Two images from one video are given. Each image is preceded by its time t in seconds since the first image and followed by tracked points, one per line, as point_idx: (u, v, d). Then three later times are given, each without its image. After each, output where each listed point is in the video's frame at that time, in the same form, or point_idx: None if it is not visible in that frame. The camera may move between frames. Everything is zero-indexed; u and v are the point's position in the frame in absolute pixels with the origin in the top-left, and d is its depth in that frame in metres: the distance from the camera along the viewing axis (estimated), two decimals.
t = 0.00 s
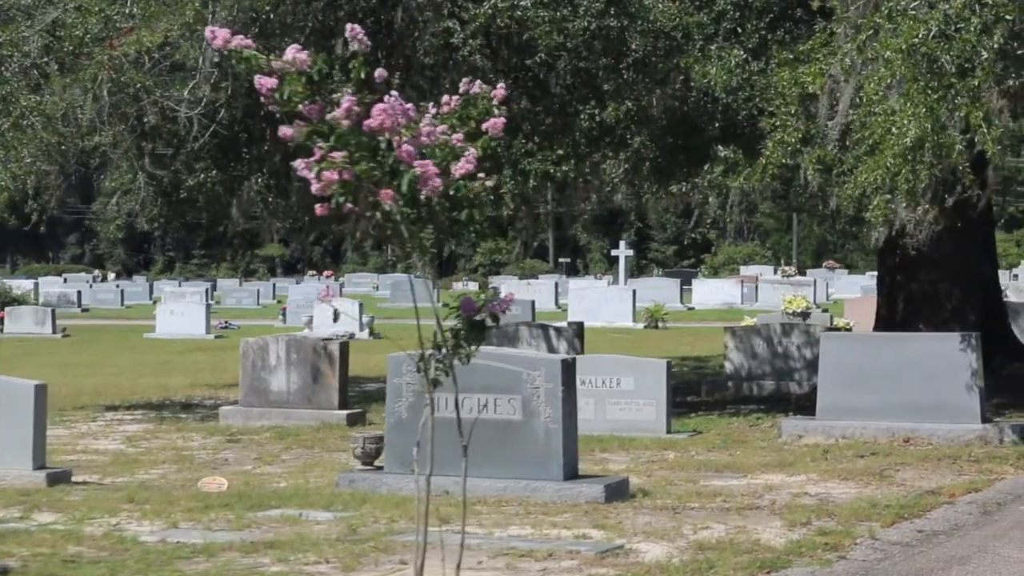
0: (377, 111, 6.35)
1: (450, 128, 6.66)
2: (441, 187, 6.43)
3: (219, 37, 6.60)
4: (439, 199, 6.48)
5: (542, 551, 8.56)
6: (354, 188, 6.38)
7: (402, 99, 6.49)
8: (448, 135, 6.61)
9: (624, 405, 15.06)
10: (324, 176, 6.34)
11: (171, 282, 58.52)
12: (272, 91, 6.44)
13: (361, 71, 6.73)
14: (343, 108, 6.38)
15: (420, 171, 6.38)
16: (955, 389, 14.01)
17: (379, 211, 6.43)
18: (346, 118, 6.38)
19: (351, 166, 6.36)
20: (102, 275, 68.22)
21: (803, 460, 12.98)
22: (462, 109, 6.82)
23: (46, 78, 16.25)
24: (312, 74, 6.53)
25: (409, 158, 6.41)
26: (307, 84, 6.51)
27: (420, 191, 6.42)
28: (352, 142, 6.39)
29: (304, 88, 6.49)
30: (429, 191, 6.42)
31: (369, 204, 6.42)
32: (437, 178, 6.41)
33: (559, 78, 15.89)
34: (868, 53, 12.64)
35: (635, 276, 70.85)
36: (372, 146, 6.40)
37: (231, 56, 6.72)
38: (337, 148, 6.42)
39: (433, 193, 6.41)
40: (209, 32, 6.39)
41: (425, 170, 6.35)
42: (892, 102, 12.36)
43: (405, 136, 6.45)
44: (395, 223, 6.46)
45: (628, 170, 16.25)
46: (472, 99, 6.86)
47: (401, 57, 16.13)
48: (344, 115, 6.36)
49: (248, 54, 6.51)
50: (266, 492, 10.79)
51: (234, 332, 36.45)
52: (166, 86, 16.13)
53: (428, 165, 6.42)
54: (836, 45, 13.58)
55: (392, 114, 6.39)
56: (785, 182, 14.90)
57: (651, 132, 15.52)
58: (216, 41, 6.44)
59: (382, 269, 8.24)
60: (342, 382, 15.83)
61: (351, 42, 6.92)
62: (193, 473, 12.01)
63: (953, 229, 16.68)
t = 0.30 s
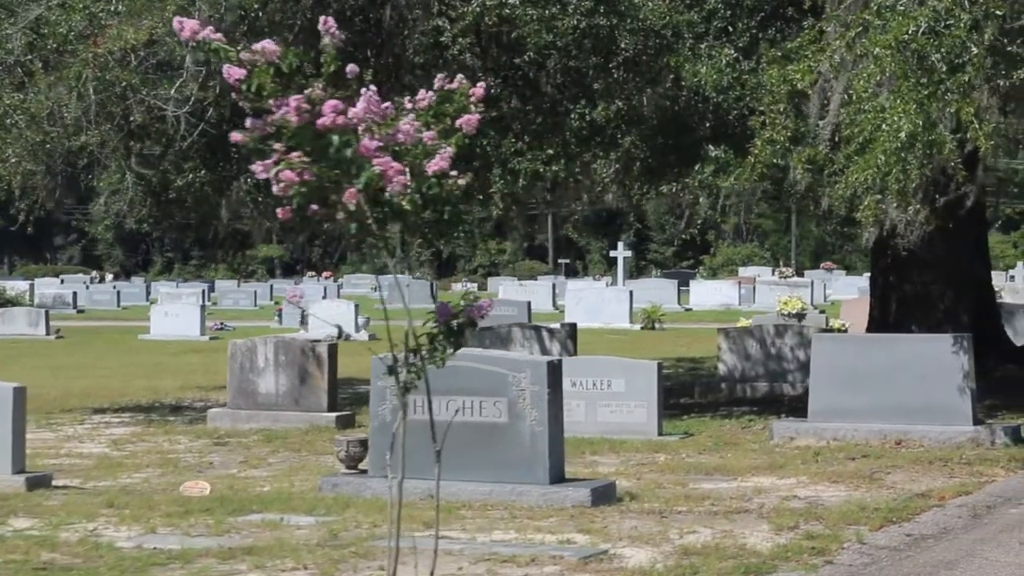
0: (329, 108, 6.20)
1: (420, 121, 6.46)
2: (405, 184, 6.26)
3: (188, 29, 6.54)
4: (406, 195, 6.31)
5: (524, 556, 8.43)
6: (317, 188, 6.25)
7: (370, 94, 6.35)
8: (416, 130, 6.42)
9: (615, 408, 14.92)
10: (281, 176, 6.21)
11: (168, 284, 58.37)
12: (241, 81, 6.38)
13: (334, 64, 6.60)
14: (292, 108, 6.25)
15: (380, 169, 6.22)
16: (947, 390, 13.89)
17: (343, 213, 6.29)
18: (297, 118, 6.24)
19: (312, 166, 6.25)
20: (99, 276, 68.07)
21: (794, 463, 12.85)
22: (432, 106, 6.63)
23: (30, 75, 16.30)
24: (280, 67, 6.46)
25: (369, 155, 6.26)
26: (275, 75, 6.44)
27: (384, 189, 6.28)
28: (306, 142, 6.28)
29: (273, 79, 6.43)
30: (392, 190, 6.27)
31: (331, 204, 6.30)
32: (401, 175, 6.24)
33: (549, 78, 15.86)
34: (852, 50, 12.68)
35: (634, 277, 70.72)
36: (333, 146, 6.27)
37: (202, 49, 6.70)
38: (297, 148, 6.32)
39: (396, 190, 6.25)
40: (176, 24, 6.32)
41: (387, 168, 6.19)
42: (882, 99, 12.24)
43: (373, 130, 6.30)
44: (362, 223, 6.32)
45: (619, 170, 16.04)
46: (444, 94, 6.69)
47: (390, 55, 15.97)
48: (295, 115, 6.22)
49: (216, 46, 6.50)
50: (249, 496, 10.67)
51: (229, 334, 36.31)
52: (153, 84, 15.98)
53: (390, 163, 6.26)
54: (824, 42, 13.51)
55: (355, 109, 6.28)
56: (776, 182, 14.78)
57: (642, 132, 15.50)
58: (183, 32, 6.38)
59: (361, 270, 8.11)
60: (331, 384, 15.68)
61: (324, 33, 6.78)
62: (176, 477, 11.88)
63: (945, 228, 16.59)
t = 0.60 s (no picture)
0: (294, 108, 6.21)
1: (396, 117, 6.43)
2: (378, 181, 6.26)
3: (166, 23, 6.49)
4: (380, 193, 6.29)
5: (511, 560, 8.33)
6: (288, 189, 6.21)
7: (344, 92, 6.36)
8: (390, 126, 6.36)
9: (608, 409, 14.81)
10: (253, 178, 6.18)
11: (166, 284, 58.23)
12: (219, 78, 6.35)
13: (313, 62, 6.60)
14: (258, 108, 6.26)
15: (351, 168, 6.21)
16: (942, 392, 13.78)
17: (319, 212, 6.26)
18: (262, 118, 6.25)
19: (284, 166, 6.24)
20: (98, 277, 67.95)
21: (787, 465, 12.75)
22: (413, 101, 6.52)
23: (21, 75, 16.25)
24: (258, 63, 6.40)
25: (339, 154, 6.26)
26: (252, 70, 6.39)
27: (357, 188, 6.26)
28: (276, 142, 6.26)
29: (249, 76, 6.37)
30: (366, 188, 6.26)
31: (306, 205, 6.26)
32: (373, 173, 6.24)
33: (542, 77, 15.71)
34: (849, 49, 12.50)
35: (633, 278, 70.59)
36: (312, 146, 6.27)
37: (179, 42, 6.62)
38: (270, 149, 6.29)
39: (369, 190, 6.25)
40: (153, 19, 6.25)
41: (358, 168, 6.19)
42: (876, 97, 12.14)
43: (348, 127, 6.31)
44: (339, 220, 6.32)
45: (613, 171, 16.03)
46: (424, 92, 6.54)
47: (382, 53, 15.95)
48: (260, 115, 6.24)
49: (193, 40, 6.40)
50: (235, 499, 10.57)
51: (225, 334, 36.20)
52: (145, 84, 15.84)
53: (362, 162, 6.25)
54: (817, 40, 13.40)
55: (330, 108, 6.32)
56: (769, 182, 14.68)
57: (635, 132, 15.43)
58: (160, 29, 6.28)
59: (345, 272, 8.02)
60: (322, 385, 15.57)
61: (306, 30, 6.64)
62: (164, 479, 11.79)
63: (941, 229, 16.51)
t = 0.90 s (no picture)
0: (258, 106, 6.06)
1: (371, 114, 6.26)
2: (349, 178, 6.05)
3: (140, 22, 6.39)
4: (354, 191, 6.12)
5: (497, 564, 8.24)
6: (259, 191, 6.05)
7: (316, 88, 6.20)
8: (365, 123, 6.20)
9: (602, 410, 14.73)
10: (222, 180, 6.01)
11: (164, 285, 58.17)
12: (192, 76, 6.21)
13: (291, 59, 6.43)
14: (223, 108, 6.13)
15: (320, 166, 6.02)
16: (937, 394, 13.70)
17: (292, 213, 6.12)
18: (227, 117, 6.11)
19: (254, 166, 6.07)
20: (96, 277, 67.92)
21: (780, 467, 12.67)
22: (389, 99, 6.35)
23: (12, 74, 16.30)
24: (233, 58, 6.26)
25: (309, 152, 6.07)
26: (227, 65, 6.25)
27: (328, 186, 6.07)
28: (248, 142, 6.12)
29: (225, 73, 6.23)
30: (337, 186, 6.05)
31: (277, 205, 6.09)
32: (344, 170, 6.04)
33: (535, 76, 15.63)
34: (842, 46, 12.40)
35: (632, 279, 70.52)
36: (281, 145, 6.12)
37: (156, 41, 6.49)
38: (240, 150, 6.14)
39: (340, 187, 6.04)
40: (127, 15, 6.17)
41: (329, 165, 6.00)
42: (868, 95, 12.10)
43: (321, 124, 6.16)
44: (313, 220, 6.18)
45: (606, 171, 16.07)
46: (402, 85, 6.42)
47: (375, 52, 15.72)
48: (225, 115, 6.10)
49: (167, 38, 6.28)
50: (223, 502, 10.49)
51: (222, 335, 36.12)
52: (134, 83, 15.77)
53: (332, 159, 6.05)
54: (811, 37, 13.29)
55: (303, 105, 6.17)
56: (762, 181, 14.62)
57: (628, 131, 15.49)
58: (134, 24, 6.20)
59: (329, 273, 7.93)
60: (314, 387, 15.49)
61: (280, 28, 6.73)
62: (152, 482, 11.70)
63: (936, 228, 16.46)
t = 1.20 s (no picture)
0: (223, 105, 6.07)
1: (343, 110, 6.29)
2: (319, 175, 6.08)
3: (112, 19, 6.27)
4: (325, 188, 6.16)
5: (482, 569, 8.12)
6: (229, 190, 6.02)
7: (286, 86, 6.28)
8: (337, 119, 6.22)
9: (594, 412, 14.60)
10: (190, 181, 5.97)
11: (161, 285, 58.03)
12: (164, 74, 6.22)
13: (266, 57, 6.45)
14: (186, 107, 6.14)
15: (289, 161, 6.05)
16: (933, 396, 13.56)
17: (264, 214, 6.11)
18: (190, 116, 6.11)
19: (223, 165, 6.06)
20: (94, 277, 67.75)
21: (773, 469, 12.55)
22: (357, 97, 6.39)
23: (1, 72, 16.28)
24: (206, 55, 6.30)
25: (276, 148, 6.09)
26: (199, 62, 6.30)
27: (299, 184, 6.10)
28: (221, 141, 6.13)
29: (198, 70, 6.28)
30: (306, 183, 6.07)
31: (247, 204, 6.07)
32: (313, 167, 6.07)
33: (528, 75, 15.59)
34: (835, 43, 12.39)
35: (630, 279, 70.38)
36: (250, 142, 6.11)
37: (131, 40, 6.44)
38: (208, 148, 6.13)
39: (311, 184, 6.07)
40: (100, 12, 6.11)
41: (299, 161, 6.02)
42: (861, 93, 12.00)
43: (293, 122, 6.22)
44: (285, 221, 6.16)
45: (600, 170, 16.00)
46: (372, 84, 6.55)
47: (366, 52, 15.67)
48: (188, 114, 6.10)
49: (139, 35, 6.22)
50: (208, 504, 10.37)
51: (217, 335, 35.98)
52: (123, 82, 15.61)
53: (300, 156, 6.09)
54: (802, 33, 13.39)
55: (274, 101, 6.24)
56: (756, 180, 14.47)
57: (622, 131, 15.36)
58: (106, 20, 6.13)
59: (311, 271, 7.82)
60: (305, 388, 15.33)
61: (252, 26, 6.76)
62: (137, 484, 11.58)
63: (932, 229, 16.33)
